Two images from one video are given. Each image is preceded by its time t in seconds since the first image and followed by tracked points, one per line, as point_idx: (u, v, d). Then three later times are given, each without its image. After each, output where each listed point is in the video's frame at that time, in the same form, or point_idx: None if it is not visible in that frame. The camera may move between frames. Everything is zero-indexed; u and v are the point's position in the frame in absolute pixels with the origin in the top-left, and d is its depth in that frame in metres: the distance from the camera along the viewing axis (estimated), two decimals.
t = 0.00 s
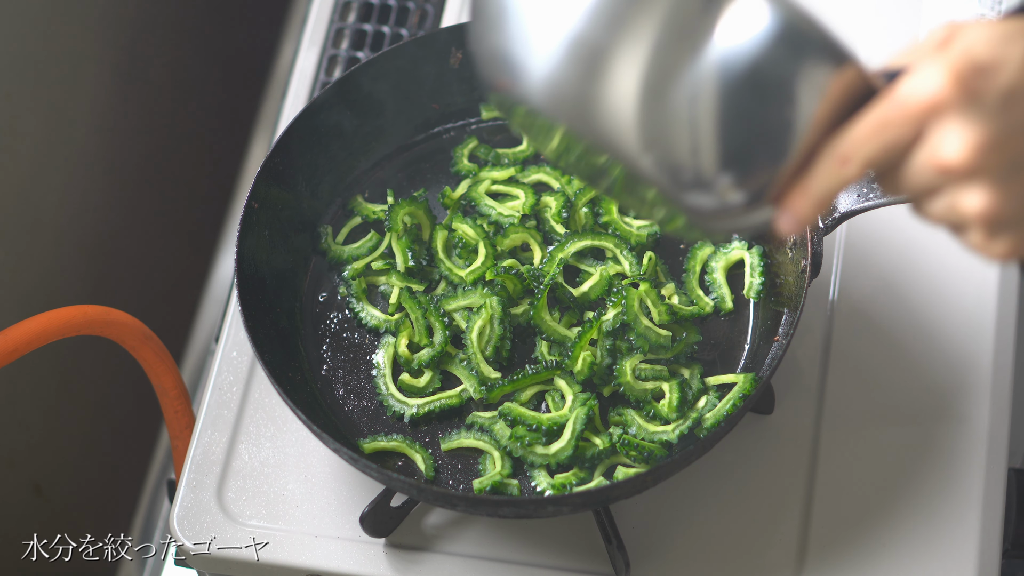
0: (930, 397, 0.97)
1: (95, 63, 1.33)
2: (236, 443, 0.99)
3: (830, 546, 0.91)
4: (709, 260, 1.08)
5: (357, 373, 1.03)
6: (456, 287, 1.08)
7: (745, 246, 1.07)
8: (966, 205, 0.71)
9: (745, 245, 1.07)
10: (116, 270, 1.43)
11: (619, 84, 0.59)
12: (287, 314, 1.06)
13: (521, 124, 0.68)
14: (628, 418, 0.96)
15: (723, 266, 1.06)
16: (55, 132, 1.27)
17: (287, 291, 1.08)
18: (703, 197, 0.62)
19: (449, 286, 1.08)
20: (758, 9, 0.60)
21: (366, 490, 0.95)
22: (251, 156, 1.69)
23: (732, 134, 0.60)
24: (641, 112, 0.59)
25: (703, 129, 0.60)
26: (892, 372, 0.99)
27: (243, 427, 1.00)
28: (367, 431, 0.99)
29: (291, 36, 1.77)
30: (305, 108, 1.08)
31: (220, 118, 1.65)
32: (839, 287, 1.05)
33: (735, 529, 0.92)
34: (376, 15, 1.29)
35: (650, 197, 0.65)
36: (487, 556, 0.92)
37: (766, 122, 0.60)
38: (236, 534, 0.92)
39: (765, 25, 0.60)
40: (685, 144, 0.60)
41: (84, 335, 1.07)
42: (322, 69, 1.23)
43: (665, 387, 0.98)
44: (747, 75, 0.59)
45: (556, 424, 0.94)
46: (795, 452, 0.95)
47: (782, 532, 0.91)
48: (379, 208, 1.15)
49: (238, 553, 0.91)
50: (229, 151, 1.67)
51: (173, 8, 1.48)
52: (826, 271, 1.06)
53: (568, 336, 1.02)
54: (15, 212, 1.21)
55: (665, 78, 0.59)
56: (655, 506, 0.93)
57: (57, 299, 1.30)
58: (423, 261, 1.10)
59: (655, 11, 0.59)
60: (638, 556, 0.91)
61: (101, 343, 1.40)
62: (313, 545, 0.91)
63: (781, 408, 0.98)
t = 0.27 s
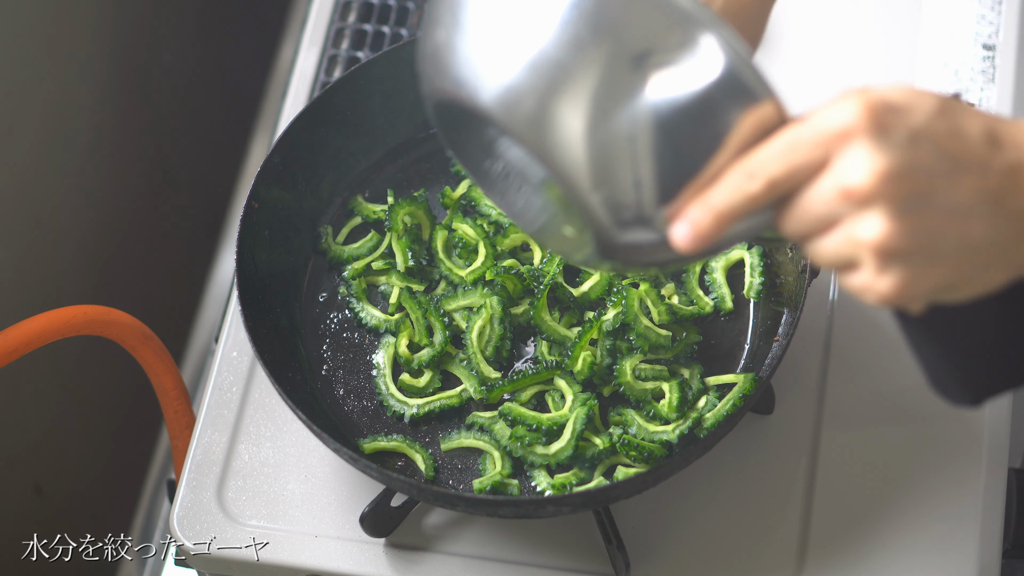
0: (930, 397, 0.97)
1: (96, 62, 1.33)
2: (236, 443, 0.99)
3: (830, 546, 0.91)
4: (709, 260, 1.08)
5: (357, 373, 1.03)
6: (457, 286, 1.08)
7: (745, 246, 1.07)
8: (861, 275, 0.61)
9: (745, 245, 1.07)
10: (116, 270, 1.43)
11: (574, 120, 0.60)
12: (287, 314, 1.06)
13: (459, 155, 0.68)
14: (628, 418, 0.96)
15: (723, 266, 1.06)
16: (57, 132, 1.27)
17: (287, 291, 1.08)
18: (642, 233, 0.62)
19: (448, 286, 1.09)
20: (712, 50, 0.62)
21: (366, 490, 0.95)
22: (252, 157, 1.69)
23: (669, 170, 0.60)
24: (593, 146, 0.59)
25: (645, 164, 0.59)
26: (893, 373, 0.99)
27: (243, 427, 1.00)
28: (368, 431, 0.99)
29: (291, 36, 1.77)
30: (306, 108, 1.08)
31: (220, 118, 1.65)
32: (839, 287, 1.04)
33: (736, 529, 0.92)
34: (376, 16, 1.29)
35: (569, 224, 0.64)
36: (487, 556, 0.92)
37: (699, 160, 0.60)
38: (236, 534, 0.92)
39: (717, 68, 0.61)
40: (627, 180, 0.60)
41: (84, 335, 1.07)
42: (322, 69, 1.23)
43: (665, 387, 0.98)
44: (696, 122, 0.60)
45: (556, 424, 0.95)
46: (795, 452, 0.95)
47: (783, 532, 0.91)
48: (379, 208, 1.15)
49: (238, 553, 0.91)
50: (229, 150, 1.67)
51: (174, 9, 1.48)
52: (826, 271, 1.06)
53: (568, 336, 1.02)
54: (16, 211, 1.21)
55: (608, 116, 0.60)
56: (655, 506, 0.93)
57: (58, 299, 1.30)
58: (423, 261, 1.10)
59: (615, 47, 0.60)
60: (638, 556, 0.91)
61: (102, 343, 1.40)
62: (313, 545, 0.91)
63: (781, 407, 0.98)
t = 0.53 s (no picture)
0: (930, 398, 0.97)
1: (96, 63, 1.33)
2: (236, 443, 0.99)
3: (830, 546, 0.91)
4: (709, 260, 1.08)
5: (357, 373, 1.03)
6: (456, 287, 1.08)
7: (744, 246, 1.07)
8: (825, 299, 0.54)
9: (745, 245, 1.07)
10: (116, 270, 1.43)
11: (529, 153, 0.52)
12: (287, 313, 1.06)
13: (397, 182, 0.60)
14: (628, 418, 0.96)
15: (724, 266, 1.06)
16: (58, 131, 1.27)
17: (288, 291, 1.08)
18: (598, 277, 0.55)
19: (448, 286, 1.08)
20: (702, 77, 0.55)
21: (366, 491, 0.95)
22: (252, 157, 1.70)
23: (629, 202, 0.53)
24: (550, 176, 0.52)
25: (600, 200, 0.53)
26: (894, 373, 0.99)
27: (243, 428, 1.00)
28: (367, 431, 0.99)
29: (291, 37, 1.77)
30: (306, 109, 1.08)
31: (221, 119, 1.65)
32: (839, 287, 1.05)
33: (736, 529, 0.92)
34: (376, 16, 1.29)
35: (509, 254, 0.56)
36: (487, 557, 0.92)
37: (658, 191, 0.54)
38: (236, 534, 0.92)
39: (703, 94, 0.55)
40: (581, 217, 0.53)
41: (84, 336, 1.07)
42: (322, 69, 1.23)
43: (665, 387, 0.98)
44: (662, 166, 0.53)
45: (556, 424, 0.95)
46: (795, 452, 0.95)
47: (783, 532, 0.91)
48: (379, 208, 1.15)
49: (238, 553, 0.91)
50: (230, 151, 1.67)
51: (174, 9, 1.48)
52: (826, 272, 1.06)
53: (568, 336, 1.02)
54: (17, 210, 1.21)
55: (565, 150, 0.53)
56: (655, 506, 0.93)
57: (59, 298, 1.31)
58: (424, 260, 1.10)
59: (583, 63, 0.53)
60: (638, 557, 0.91)
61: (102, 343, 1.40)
62: (314, 545, 0.91)
63: (781, 407, 0.98)
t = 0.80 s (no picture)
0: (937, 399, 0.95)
1: (94, 57, 1.32)
2: (234, 445, 0.97)
3: (834, 549, 0.89)
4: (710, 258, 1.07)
5: (355, 373, 1.02)
6: (456, 286, 1.07)
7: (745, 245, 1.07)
8: (914, 311, 0.57)
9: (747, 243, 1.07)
10: (113, 268, 1.43)
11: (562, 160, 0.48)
12: (284, 311, 1.04)
13: (428, 177, 0.55)
14: (630, 418, 0.95)
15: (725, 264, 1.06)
16: (57, 128, 1.27)
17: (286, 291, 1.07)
18: (645, 283, 0.52)
19: (447, 286, 1.08)
20: (768, 54, 0.48)
21: (364, 493, 0.94)
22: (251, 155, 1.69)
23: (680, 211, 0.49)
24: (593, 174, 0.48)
25: (646, 205, 0.48)
26: (898, 373, 0.97)
27: (241, 429, 0.99)
28: (365, 432, 0.97)
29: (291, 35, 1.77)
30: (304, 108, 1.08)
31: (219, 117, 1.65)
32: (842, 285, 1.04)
33: (737, 530, 0.91)
34: (375, 12, 1.28)
35: (564, 261, 0.53)
36: (487, 560, 0.91)
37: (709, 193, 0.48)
38: (235, 535, 0.91)
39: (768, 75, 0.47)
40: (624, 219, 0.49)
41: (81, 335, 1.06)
42: (321, 66, 1.23)
43: (666, 387, 0.97)
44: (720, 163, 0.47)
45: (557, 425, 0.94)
46: (797, 452, 0.94)
47: (784, 534, 0.90)
48: (377, 207, 1.14)
49: (235, 556, 0.89)
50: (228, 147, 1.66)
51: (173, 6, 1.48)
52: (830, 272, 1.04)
53: (568, 337, 1.01)
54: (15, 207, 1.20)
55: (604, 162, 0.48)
56: (655, 508, 0.92)
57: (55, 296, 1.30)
58: (423, 261, 1.10)
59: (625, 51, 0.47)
60: (638, 560, 0.90)
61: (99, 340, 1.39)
62: (312, 547, 0.91)
63: (784, 406, 0.97)
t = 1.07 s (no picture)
0: (937, 398, 0.95)
1: (92, 57, 1.31)
2: (234, 445, 0.97)
3: (834, 549, 0.90)
4: (711, 258, 1.07)
5: (355, 374, 1.01)
6: (457, 286, 1.06)
7: (746, 246, 1.07)
8: None
9: (749, 244, 1.07)
10: (111, 269, 1.42)
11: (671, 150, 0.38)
12: (285, 311, 1.04)
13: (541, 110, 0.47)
14: (630, 418, 0.95)
15: (727, 265, 1.05)
16: (53, 129, 1.26)
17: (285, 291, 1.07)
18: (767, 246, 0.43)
19: (447, 286, 1.07)
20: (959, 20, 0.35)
21: (364, 493, 0.94)
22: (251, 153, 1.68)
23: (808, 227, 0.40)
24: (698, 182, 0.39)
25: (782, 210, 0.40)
26: (898, 373, 0.97)
27: (240, 429, 0.98)
28: (364, 433, 0.97)
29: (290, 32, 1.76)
30: (302, 106, 1.07)
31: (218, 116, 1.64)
32: (844, 285, 1.03)
33: (738, 530, 0.91)
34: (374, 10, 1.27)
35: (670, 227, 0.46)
36: (488, 560, 0.91)
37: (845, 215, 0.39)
38: (235, 534, 0.91)
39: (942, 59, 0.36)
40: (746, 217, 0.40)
41: (82, 335, 1.06)
42: (320, 65, 1.22)
43: (666, 387, 0.96)
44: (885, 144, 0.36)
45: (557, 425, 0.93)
46: (798, 453, 0.94)
47: (785, 535, 0.90)
48: (377, 206, 1.13)
49: (235, 556, 0.89)
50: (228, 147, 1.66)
51: (169, 5, 1.47)
52: (830, 270, 1.04)
53: (569, 338, 1.01)
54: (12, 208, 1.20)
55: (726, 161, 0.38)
56: (656, 509, 0.92)
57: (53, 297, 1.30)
58: (423, 261, 1.10)
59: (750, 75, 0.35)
60: (639, 560, 0.90)
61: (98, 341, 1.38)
62: (312, 547, 0.90)
63: (785, 406, 0.97)
